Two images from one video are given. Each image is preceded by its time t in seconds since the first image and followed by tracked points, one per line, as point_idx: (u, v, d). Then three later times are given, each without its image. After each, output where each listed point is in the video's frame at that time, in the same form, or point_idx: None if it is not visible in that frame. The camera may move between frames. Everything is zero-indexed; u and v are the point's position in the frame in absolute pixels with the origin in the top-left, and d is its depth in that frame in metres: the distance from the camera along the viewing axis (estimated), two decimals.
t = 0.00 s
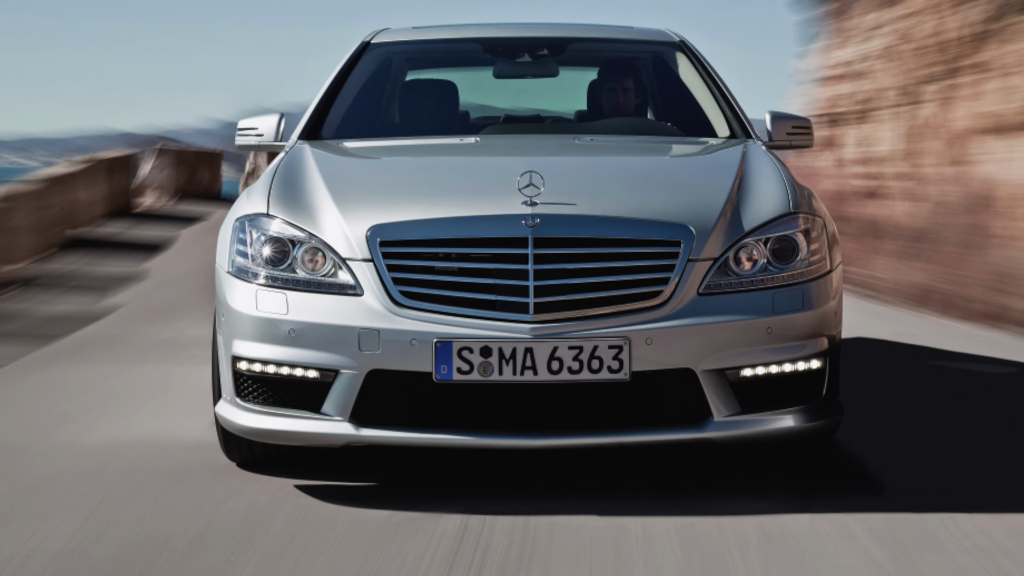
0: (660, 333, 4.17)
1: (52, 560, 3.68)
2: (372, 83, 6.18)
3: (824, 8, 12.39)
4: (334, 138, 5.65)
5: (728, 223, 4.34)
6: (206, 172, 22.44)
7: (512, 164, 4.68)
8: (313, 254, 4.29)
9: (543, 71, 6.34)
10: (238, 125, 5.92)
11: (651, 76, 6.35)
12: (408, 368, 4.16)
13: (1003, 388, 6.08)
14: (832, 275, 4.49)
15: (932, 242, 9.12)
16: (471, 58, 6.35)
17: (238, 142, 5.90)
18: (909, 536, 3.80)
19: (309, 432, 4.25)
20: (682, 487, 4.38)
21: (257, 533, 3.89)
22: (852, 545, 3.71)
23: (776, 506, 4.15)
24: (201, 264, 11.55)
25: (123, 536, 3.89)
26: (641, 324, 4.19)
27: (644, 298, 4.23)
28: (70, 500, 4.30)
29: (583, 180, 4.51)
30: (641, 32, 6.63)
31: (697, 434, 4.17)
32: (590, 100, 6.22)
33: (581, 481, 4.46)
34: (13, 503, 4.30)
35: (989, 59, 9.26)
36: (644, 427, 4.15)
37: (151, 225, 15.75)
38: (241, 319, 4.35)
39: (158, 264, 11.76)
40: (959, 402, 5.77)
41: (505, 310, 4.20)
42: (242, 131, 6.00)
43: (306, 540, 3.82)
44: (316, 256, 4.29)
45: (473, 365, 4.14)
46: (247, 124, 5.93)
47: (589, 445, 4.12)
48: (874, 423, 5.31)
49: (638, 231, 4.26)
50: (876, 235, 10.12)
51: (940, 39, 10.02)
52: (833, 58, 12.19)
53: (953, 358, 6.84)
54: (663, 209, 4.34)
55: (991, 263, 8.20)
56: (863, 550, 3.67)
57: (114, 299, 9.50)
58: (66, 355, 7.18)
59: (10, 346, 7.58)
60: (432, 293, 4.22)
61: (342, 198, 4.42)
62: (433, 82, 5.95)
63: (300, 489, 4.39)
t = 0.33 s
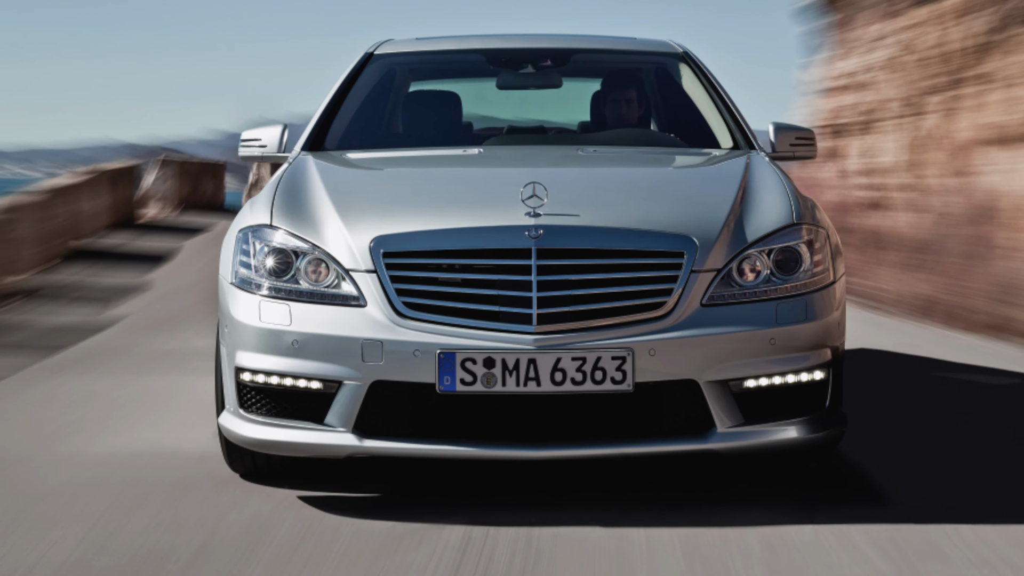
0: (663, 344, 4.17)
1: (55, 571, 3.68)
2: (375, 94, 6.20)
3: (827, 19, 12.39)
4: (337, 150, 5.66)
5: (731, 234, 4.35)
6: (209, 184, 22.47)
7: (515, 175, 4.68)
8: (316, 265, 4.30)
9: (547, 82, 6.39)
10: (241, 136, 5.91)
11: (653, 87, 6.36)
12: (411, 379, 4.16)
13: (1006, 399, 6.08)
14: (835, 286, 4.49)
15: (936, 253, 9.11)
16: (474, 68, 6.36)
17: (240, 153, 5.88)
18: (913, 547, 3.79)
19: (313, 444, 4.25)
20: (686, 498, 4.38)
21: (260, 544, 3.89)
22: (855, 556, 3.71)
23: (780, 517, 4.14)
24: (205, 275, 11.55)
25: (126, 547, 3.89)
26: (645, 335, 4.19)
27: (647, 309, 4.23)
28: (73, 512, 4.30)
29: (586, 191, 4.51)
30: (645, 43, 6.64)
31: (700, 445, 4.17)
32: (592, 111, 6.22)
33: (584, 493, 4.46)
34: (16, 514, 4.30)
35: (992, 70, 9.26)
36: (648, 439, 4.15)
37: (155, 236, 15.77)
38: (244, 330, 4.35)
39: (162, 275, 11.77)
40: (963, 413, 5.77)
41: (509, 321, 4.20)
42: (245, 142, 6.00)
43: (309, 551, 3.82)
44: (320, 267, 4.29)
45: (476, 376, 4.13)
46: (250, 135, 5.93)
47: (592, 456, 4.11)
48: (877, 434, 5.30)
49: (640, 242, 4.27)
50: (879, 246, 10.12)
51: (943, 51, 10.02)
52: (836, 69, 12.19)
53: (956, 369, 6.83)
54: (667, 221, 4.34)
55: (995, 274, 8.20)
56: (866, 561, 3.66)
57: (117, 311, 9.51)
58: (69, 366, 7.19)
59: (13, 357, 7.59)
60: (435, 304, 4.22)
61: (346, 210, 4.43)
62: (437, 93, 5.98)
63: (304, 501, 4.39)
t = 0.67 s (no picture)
0: (667, 356, 4.17)
1: None
2: (379, 106, 6.21)
3: (831, 32, 12.37)
4: (341, 162, 5.66)
5: (735, 247, 4.35)
6: (213, 197, 22.50)
7: (519, 188, 4.69)
8: (320, 278, 4.30)
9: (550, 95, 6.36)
10: (245, 149, 5.92)
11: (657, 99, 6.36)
12: (415, 392, 4.16)
13: (1010, 412, 6.07)
14: (839, 298, 4.49)
15: (939, 265, 9.11)
16: (479, 81, 6.37)
17: (245, 166, 5.90)
18: (917, 560, 3.78)
19: (317, 456, 4.25)
20: (689, 511, 4.37)
21: (264, 557, 3.88)
22: (859, 568, 3.70)
23: (783, 530, 4.14)
24: (208, 288, 11.56)
25: (129, 560, 3.89)
26: (648, 348, 4.19)
27: (651, 322, 4.23)
28: (77, 524, 4.30)
29: (589, 204, 4.51)
30: (650, 55, 6.65)
31: (704, 458, 4.16)
32: (596, 123, 6.22)
33: (588, 505, 4.46)
34: (20, 527, 4.30)
35: (996, 82, 9.26)
36: (652, 452, 4.15)
37: (158, 249, 15.78)
38: (248, 342, 4.35)
39: (165, 288, 11.78)
40: (967, 426, 5.76)
41: (512, 334, 4.20)
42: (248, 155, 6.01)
43: (313, 563, 3.82)
44: (324, 279, 4.30)
45: (480, 388, 4.13)
46: (254, 148, 5.94)
47: (596, 469, 4.11)
48: (880, 447, 5.29)
49: (644, 254, 4.27)
50: (883, 258, 10.12)
51: (947, 63, 10.02)
52: (839, 81, 12.18)
53: (959, 382, 6.82)
54: (670, 234, 4.35)
55: (998, 286, 8.20)
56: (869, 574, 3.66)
57: (120, 323, 9.51)
58: (73, 379, 7.19)
59: (17, 370, 7.59)
60: (439, 317, 4.22)
61: (349, 222, 4.43)
62: (441, 106, 5.99)
63: (307, 513, 4.39)
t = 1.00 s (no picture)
0: (671, 370, 4.17)
1: None
2: (383, 119, 6.22)
3: (834, 45, 12.35)
4: (344, 176, 5.67)
5: (739, 260, 4.35)
6: (216, 210, 22.53)
7: (523, 201, 4.69)
8: (324, 291, 4.31)
9: (554, 107, 6.38)
10: (249, 163, 5.93)
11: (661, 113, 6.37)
12: (418, 406, 4.16)
13: (1012, 425, 6.06)
14: (843, 312, 4.49)
15: (943, 278, 9.11)
16: (482, 94, 6.38)
17: (249, 179, 5.90)
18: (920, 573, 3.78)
19: (320, 470, 4.25)
20: (693, 524, 4.37)
21: (268, 570, 3.88)
22: None
23: (787, 543, 4.13)
24: (212, 301, 11.56)
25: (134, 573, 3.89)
26: (652, 361, 4.18)
27: (655, 335, 4.23)
28: (81, 538, 4.30)
29: (593, 217, 4.52)
30: (654, 69, 6.66)
31: (708, 471, 4.16)
32: (600, 137, 6.25)
33: (592, 518, 4.45)
34: (24, 540, 4.30)
35: (1000, 96, 9.26)
36: (656, 465, 4.15)
37: (161, 262, 15.80)
38: (252, 356, 4.35)
39: (169, 301, 11.79)
40: (970, 439, 5.75)
41: (516, 347, 4.20)
42: (252, 168, 6.01)
43: None
44: (327, 293, 4.30)
45: (483, 402, 4.14)
46: (258, 161, 5.95)
47: (600, 482, 4.11)
48: (883, 461, 5.29)
49: (648, 268, 4.27)
50: (887, 272, 10.12)
51: (951, 76, 10.02)
52: (843, 95, 12.17)
53: (962, 395, 6.81)
54: (674, 247, 4.35)
55: (1002, 300, 8.20)
56: None
57: (124, 337, 9.52)
58: (76, 392, 7.20)
59: (20, 384, 7.59)
60: (442, 330, 4.22)
61: (353, 236, 4.44)
62: (445, 119, 5.99)
63: (311, 527, 4.39)
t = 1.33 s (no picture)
0: (675, 384, 4.17)
1: None
2: (387, 133, 6.24)
3: (838, 59, 12.34)
4: (348, 189, 5.68)
5: (743, 274, 4.36)
6: (221, 224, 22.56)
7: (527, 215, 4.70)
8: (328, 305, 4.32)
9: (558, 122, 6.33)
10: (253, 176, 5.94)
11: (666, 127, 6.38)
12: (423, 420, 4.17)
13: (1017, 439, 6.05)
14: (847, 326, 4.49)
15: (947, 292, 9.12)
16: (485, 109, 6.39)
17: (252, 193, 5.91)
18: None
19: (324, 483, 4.25)
20: (698, 538, 4.37)
21: None
22: None
23: (792, 557, 4.13)
24: (215, 315, 11.57)
25: None
26: (656, 375, 4.18)
27: (658, 349, 4.23)
28: (86, 552, 4.30)
29: (597, 231, 4.53)
30: (658, 83, 6.67)
31: (712, 485, 4.16)
32: (604, 151, 6.25)
33: (597, 532, 4.45)
34: (28, 554, 4.30)
35: (1004, 110, 9.26)
36: (660, 479, 4.14)
37: (165, 276, 15.82)
38: (256, 369, 4.36)
39: (173, 315, 11.80)
40: (975, 453, 5.75)
41: (520, 361, 4.20)
42: (256, 182, 6.02)
43: None
44: (332, 306, 4.31)
45: (488, 416, 4.14)
46: (262, 175, 5.96)
47: (603, 496, 4.10)
48: (887, 475, 5.28)
49: (652, 281, 4.28)
50: (891, 286, 10.12)
51: (955, 90, 10.01)
52: (846, 108, 12.16)
53: (967, 409, 6.80)
54: (678, 261, 4.35)
55: (1006, 313, 8.20)
56: None
57: (128, 351, 9.53)
58: (80, 406, 7.21)
59: (25, 398, 7.60)
60: (447, 344, 4.23)
61: (358, 249, 4.45)
62: (449, 133, 6.01)
63: (316, 540, 4.39)
